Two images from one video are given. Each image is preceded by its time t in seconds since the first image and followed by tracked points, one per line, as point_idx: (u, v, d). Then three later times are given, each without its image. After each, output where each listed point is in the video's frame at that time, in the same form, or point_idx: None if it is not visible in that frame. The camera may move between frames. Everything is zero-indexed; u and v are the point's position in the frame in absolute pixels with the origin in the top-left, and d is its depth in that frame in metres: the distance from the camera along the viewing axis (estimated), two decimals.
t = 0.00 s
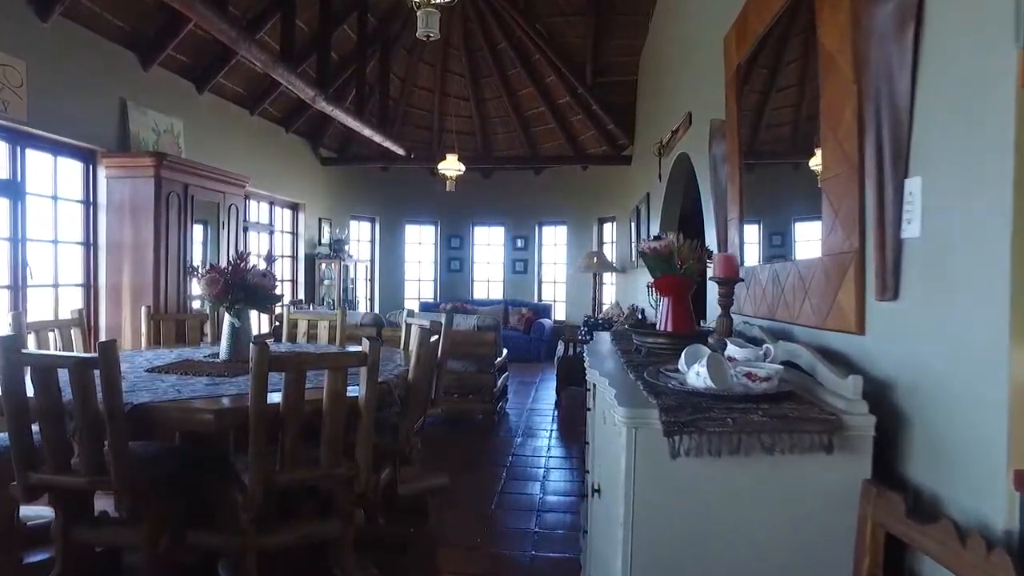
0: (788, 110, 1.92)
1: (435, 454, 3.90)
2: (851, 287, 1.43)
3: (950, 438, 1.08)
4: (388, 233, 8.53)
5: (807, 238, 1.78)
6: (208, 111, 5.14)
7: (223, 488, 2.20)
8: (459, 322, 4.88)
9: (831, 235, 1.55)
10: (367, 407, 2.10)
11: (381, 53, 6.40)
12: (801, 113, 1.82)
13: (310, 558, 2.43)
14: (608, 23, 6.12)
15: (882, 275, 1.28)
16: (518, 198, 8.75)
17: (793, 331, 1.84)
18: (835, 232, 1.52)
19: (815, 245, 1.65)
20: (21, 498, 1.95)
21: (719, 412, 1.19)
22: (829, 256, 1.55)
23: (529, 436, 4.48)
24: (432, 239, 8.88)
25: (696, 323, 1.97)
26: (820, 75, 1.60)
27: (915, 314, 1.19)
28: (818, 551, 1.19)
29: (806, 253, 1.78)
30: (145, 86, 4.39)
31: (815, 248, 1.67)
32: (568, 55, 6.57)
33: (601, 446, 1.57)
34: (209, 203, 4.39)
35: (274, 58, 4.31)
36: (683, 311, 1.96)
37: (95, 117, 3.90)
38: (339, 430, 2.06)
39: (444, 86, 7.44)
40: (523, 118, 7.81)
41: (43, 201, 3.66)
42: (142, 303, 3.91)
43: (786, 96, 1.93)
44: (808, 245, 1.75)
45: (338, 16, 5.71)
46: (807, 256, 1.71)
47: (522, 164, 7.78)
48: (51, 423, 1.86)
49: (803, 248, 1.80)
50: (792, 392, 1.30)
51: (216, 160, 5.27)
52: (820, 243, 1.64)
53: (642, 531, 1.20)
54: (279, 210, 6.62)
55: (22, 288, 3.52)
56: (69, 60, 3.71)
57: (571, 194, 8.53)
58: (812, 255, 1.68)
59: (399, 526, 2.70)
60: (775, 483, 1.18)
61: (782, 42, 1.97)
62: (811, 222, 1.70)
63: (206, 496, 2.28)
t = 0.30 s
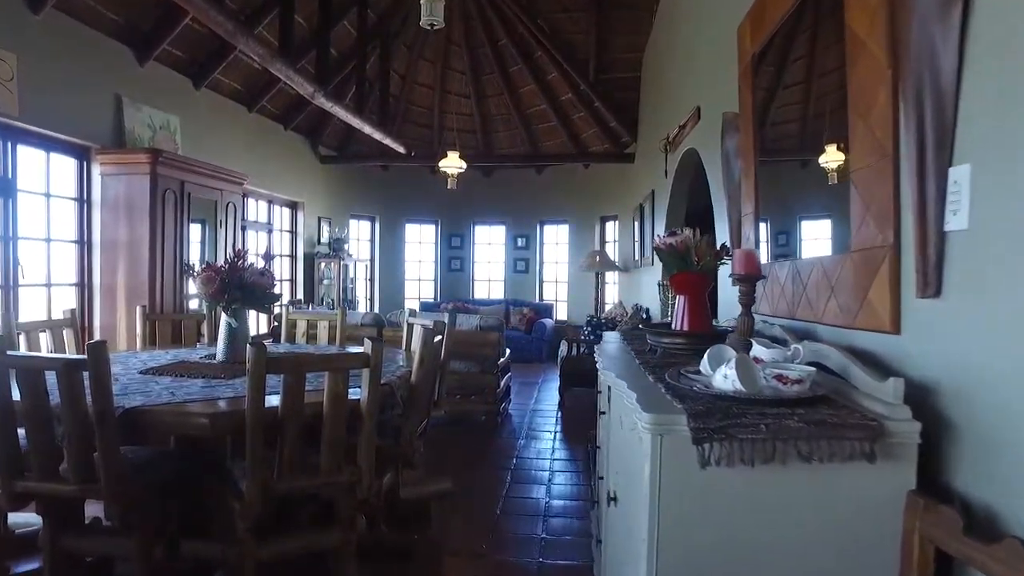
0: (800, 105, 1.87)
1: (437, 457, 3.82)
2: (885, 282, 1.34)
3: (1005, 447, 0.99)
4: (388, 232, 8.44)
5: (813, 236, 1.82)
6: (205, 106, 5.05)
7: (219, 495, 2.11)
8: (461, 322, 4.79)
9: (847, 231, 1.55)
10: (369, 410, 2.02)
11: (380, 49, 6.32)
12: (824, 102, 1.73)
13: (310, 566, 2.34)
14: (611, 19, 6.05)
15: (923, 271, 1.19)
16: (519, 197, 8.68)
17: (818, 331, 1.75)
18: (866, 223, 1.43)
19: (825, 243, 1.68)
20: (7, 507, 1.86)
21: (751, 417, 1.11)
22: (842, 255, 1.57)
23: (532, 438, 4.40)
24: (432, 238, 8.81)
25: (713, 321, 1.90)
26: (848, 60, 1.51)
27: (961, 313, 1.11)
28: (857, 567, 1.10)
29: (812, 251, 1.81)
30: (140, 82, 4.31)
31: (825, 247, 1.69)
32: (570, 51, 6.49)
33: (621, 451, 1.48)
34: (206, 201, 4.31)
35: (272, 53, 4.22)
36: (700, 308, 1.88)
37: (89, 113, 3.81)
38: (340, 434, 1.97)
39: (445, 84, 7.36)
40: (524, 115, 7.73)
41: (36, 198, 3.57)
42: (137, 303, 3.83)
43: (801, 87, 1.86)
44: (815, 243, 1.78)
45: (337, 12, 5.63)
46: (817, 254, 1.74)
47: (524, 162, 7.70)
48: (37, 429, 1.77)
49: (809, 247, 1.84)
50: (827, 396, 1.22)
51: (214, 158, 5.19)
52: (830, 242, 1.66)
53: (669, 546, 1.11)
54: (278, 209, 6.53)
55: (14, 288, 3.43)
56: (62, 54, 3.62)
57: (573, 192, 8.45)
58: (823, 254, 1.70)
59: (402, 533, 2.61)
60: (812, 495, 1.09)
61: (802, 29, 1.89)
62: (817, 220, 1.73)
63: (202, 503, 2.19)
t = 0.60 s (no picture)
0: (815, 102, 1.86)
1: (440, 463, 3.72)
2: (930, 282, 1.25)
3: None
4: (387, 233, 8.35)
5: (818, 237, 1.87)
6: (202, 104, 4.96)
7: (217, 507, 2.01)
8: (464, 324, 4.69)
9: (860, 230, 1.59)
10: (373, 417, 1.93)
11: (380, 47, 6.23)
12: (854, 93, 1.65)
13: None
14: (614, 15, 5.96)
15: (979, 271, 1.10)
16: (520, 197, 8.60)
17: (848, 334, 1.66)
18: (906, 221, 1.34)
19: (833, 244, 1.72)
20: None
21: (797, 432, 1.02)
22: (853, 254, 1.62)
23: (537, 442, 4.32)
24: (432, 238, 8.72)
25: (736, 323, 1.81)
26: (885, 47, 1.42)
27: None
28: None
29: (816, 251, 1.86)
30: (136, 78, 4.21)
31: (833, 247, 1.74)
32: (573, 49, 6.40)
33: (647, 465, 1.39)
34: (203, 201, 4.21)
35: (271, 48, 4.12)
36: (723, 310, 1.79)
37: (82, 110, 3.71)
38: (343, 442, 1.88)
39: (445, 82, 7.28)
40: (526, 114, 7.65)
41: (26, 197, 3.47)
42: (132, 304, 3.73)
43: (816, 85, 1.86)
44: (821, 243, 1.84)
45: (337, 8, 5.53)
46: (824, 255, 1.79)
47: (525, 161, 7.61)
48: (22, 440, 1.67)
49: (815, 247, 1.89)
50: (873, 407, 1.12)
51: (212, 157, 5.09)
52: (839, 241, 1.71)
53: (708, 571, 1.02)
54: (277, 209, 6.44)
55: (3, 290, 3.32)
56: (54, 49, 3.52)
57: (575, 192, 8.36)
58: (831, 253, 1.75)
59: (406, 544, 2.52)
60: (864, 515, 1.00)
61: (828, 18, 1.80)
62: (824, 220, 1.78)
63: (198, 516, 2.09)
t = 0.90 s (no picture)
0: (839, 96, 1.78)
1: (442, 469, 3.63)
2: (983, 285, 1.16)
3: None
4: (385, 233, 8.25)
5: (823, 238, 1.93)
6: (197, 102, 4.85)
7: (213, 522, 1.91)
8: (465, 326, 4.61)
9: (859, 229, 1.64)
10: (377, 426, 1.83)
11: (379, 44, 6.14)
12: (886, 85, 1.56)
13: None
14: (616, 12, 5.88)
15: None
16: (519, 196, 8.52)
17: (881, 340, 1.57)
18: (951, 218, 1.25)
19: (836, 245, 1.77)
20: None
21: (850, 451, 0.92)
22: (872, 255, 1.58)
23: (540, 447, 4.23)
24: (430, 239, 8.63)
25: (760, 329, 1.72)
26: (926, 33, 1.33)
27: None
28: None
29: (827, 252, 1.90)
30: (128, 74, 4.10)
31: (835, 247, 1.80)
32: (574, 47, 6.33)
33: (677, 481, 1.30)
34: (198, 200, 4.11)
35: (268, 42, 4.02)
36: (745, 315, 1.71)
37: (73, 106, 3.60)
38: (346, 452, 1.78)
39: (444, 80, 7.19)
40: (525, 113, 7.57)
41: (14, 196, 3.36)
42: (124, 307, 3.62)
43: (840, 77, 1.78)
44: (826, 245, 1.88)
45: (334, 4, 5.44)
46: (828, 256, 1.84)
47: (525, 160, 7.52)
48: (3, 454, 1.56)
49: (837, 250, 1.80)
50: (930, 424, 1.03)
51: (207, 155, 4.98)
52: (841, 241, 1.76)
53: None
54: (273, 209, 6.33)
55: None
56: (44, 43, 3.42)
57: (574, 192, 8.28)
58: (833, 254, 1.81)
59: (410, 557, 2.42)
60: (928, 543, 0.91)
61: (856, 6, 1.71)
62: (826, 222, 1.83)
63: (193, 529, 1.99)
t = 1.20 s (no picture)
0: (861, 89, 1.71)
1: (441, 474, 3.55)
2: None
3: None
4: (380, 232, 8.16)
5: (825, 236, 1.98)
6: (189, 98, 4.75)
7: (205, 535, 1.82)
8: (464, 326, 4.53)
9: (856, 232, 1.70)
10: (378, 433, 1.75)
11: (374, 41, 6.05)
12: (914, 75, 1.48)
13: None
14: (614, 9, 5.82)
15: None
16: (515, 195, 8.46)
17: (909, 343, 1.49)
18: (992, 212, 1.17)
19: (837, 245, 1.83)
20: None
21: (902, 467, 0.84)
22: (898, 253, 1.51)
23: (539, 450, 4.15)
24: (426, 238, 8.55)
25: (780, 331, 1.65)
26: (964, 18, 1.25)
27: None
28: None
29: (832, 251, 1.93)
30: (118, 68, 3.99)
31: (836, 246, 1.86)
32: (572, 44, 6.25)
33: (701, 495, 1.22)
34: (190, 198, 4.01)
35: (262, 36, 3.92)
36: (765, 317, 1.64)
37: (61, 101, 3.50)
38: (345, 461, 1.70)
39: (440, 78, 7.10)
40: (523, 111, 7.49)
41: None
42: (113, 307, 3.52)
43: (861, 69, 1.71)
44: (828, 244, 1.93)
45: None
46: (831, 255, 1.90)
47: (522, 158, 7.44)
48: None
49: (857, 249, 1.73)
50: (984, 438, 0.94)
51: (199, 152, 4.88)
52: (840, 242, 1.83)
53: None
54: (267, 208, 6.22)
55: None
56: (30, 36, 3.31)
57: (571, 191, 8.21)
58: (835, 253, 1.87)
59: (410, 568, 2.33)
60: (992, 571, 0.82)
61: None
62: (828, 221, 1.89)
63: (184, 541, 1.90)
